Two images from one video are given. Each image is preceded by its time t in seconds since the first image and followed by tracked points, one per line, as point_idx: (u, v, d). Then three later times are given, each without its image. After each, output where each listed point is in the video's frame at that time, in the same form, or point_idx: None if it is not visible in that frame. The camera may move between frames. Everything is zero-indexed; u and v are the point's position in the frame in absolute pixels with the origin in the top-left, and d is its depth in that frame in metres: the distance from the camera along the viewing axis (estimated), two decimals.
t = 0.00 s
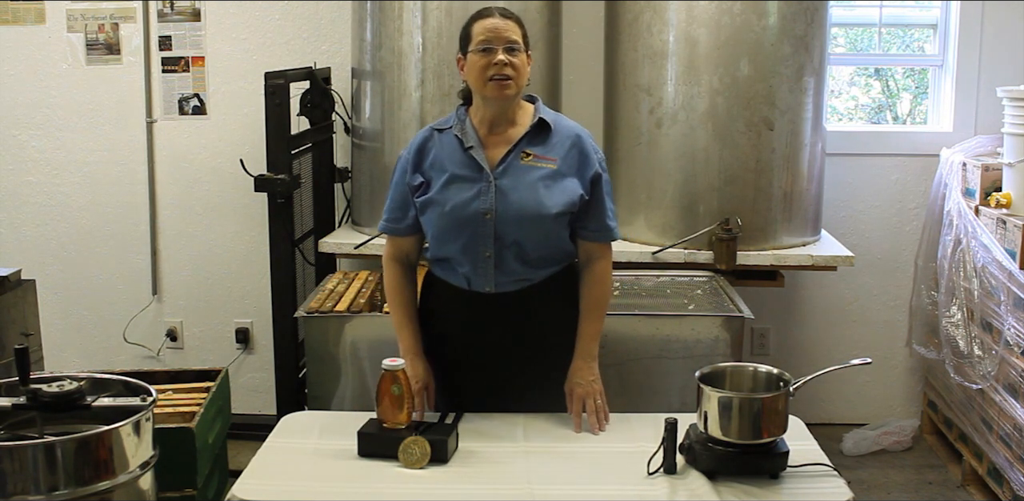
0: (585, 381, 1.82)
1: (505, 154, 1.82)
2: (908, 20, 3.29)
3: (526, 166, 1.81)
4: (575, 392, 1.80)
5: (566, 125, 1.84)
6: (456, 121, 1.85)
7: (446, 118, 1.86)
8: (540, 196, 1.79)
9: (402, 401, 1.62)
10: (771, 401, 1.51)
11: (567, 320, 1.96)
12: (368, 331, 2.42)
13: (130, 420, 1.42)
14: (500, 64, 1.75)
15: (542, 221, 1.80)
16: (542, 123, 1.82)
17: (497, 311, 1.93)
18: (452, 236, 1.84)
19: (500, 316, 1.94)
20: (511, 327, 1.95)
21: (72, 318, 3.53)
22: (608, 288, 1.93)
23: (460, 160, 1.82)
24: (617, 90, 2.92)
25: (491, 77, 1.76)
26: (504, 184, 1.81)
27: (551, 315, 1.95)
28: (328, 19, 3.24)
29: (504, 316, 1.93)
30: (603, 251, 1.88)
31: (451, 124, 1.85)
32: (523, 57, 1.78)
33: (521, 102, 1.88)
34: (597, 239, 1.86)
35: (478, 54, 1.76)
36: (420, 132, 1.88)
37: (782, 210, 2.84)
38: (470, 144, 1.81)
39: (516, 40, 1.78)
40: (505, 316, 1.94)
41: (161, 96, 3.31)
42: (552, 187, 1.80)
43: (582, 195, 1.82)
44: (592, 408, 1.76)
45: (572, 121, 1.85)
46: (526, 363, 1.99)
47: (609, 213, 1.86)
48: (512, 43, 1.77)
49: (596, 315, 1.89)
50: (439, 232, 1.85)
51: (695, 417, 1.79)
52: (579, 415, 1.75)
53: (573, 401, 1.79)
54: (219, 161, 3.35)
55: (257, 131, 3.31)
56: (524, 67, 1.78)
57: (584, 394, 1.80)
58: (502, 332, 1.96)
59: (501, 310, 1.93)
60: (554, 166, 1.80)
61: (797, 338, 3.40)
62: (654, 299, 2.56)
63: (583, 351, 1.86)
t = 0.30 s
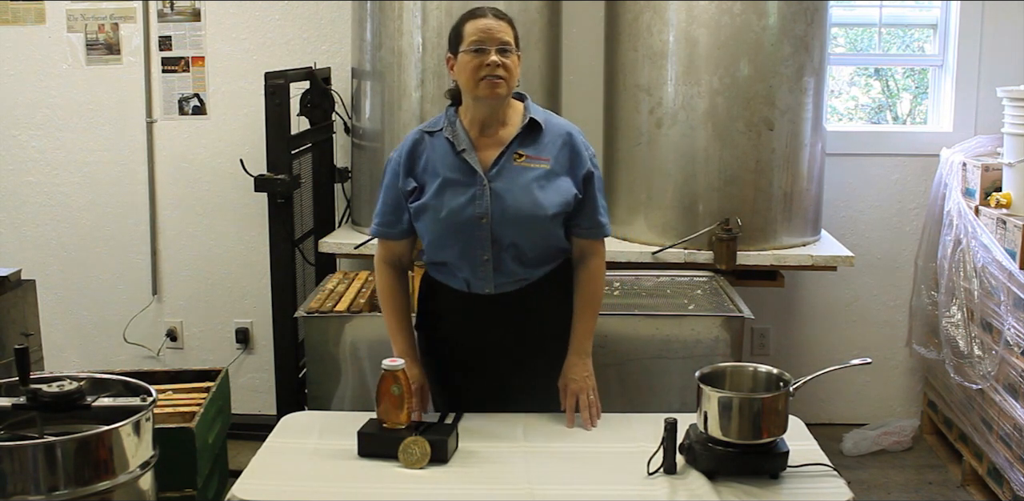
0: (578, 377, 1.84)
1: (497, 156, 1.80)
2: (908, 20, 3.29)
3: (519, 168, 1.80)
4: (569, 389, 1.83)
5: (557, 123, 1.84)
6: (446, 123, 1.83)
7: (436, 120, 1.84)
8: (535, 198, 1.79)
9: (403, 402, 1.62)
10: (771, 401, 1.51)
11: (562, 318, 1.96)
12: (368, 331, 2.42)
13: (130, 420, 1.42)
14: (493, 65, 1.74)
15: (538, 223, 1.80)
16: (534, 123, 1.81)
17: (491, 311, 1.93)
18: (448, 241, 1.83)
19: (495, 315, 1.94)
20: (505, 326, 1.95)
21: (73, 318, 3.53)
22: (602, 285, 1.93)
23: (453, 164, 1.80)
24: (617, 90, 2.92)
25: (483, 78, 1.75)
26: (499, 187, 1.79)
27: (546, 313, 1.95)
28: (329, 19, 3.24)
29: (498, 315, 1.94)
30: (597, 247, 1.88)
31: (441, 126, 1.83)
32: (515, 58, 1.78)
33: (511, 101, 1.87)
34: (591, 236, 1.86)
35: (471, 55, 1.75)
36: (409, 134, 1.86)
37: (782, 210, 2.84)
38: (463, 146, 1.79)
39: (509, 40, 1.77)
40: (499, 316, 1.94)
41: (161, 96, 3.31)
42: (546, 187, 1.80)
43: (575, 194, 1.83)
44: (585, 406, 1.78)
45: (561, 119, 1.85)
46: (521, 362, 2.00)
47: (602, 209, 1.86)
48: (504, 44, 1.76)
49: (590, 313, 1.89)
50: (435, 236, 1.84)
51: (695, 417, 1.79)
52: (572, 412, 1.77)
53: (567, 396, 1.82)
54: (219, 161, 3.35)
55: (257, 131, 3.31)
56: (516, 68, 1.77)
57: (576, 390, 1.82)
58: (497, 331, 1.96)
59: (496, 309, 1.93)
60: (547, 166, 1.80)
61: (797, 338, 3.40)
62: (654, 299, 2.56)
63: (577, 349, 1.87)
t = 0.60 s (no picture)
0: (588, 373, 1.83)
1: (501, 155, 1.80)
2: (908, 20, 3.29)
3: (523, 166, 1.80)
4: (578, 385, 1.83)
5: (559, 120, 1.83)
6: (448, 126, 1.83)
7: (438, 124, 1.84)
8: (539, 195, 1.78)
9: (404, 402, 1.62)
10: (771, 401, 1.51)
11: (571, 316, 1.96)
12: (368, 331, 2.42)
13: (130, 420, 1.42)
14: (488, 67, 1.73)
15: (542, 220, 1.79)
16: (535, 121, 1.81)
17: (500, 309, 1.93)
18: (455, 240, 1.83)
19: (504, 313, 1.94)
20: (514, 325, 1.95)
21: (73, 318, 3.53)
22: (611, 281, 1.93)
23: (457, 166, 1.80)
24: (617, 90, 2.92)
25: (480, 82, 1.74)
26: (502, 186, 1.79)
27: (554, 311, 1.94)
28: (329, 19, 3.24)
29: (507, 313, 1.94)
30: (605, 245, 1.88)
31: (443, 130, 1.83)
32: (510, 58, 1.76)
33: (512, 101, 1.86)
34: (598, 232, 1.86)
35: (466, 59, 1.74)
36: (413, 140, 1.86)
37: (782, 210, 2.84)
38: (466, 149, 1.79)
39: (502, 41, 1.76)
40: (508, 314, 1.94)
41: (161, 96, 3.31)
42: (550, 184, 1.79)
43: (580, 190, 1.82)
44: (595, 403, 1.77)
45: (563, 116, 1.84)
46: (530, 361, 1.99)
47: (609, 205, 1.85)
48: (498, 45, 1.75)
49: (600, 309, 1.88)
50: (441, 238, 1.84)
51: (695, 417, 1.79)
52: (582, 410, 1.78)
53: (576, 393, 1.82)
54: (219, 161, 3.35)
55: (257, 131, 3.31)
56: (511, 68, 1.76)
57: (587, 387, 1.81)
58: (505, 330, 1.96)
59: (505, 308, 1.93)
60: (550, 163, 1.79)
61: (797, 338, 3.40)
62: (654, 299, 2.56)
63: (586, 345, 1.86)
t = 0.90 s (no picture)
0: (599, 377, 1.82)
1: (511, 152, 1.81)
2: (908, 20, 3.29)
3: (532, 164, 1.80)
4: (588, 389, 1.81)
5: (571, 121, 1.84)
6: (460, 124, 1.84)
7: (451, 123, 1.86)
8: (548, 192, 1.79)
9: (404, 401, 1.62)
10: (771, 401, 1.51)
11: (580, 318, 1.96)
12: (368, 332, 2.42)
13: (130, 420, 1.42)
14: (498, 65, 1.75)
15: (551, 217, 1.79)
16: (547, 120, 1.82)
17: (510, 310, 1.93)
18: (462, 236, 1.83)
19: (512, 313, 1.93)
20: (522, 326, 1.95)
21: (72, 318, 3.53)
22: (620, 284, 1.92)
23: (467, 162, 1.82)
24: (617, 90, 2.92)
25: (490, 79, 1.75)
26: (512, 183, 1.80)
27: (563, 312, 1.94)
28: (329, 19, 3.24)
29: (516, 314, 1.93)
30: (614, 246, 1.88)
31: (455, 128, 1.85)
32: (521, 56, 1.78)
33: (525, 101, 1.88)
34: (608, 233, 1.85)
35: (477, 55, 1.76)
36: (426, 138, 1.88)
37: (782, 210, 2.84)
38: (476, 145, 1.81)
39: (514, 39, 1.77)
40: (517, 315, 1.93)
41: (161, 96, 3.31)
42: (560, 182, 1.80)
43: (590, 190, 1.82)
44: (606, 406, 1.76)
45: (575, 117, 1.85)
46: (538, 362, 1.99)
47: (619, 207, 1.84)
48: (509, 43, 1.76)
49: (609, 313, 1.88)
50: (450, 234, 1.84)
51: (695, 417, 1.79)
52: (593, 413, 1.76)
53: (587, 397, 1.79)
54: (219, 161, 3.35)
55: (257, 132, 3.31)
56: (523, 66, 1.77)
57: (598, 391, 1.79)
58: (514, 331, 1.95)
59: (514, 309, 1.93)
60: (560, 162, 1.80)
61: (797, 338, 3.40)
62: (654, 299, 2.56)
63: (596, 348, 1.85)
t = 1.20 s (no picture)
0: (602, 380, 1.82)
1: (523, 152, 1.81)
2: (908, 20, 3.29)
3: (544, 164, 1.80)
4: (590, 392, 1.81)
5: (584, 125, 1.84)
6: (473, 122, 1.85)
7: (464, 120, 1.86)
8: (559, 193, 1.78)
9: (404, 401, 1.62)
10: (770, 401, 1.51)
11: (585, 319, 1.96)
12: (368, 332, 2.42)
13: (130, 420, 1.42)
14: (515, 66, 1.74)
15: (560, 217, 1.79)
16: (561, 121, 1.82)
17: (515, 310, 1.93)
18: (470, 232, 1.83)
19: (517, 313, 1.93)
20: (527, 326, 1.94)
21: (72, 318, 3.53)
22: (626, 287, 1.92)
23: (479, 159, 1.81)
24: (617, 90, 2.91)
25: (506, 79, 1.75)
26: (523, 182, 1.80)
27: (568, 313, 1.94)
28: (329, 19, 3.24)
29: (521, 314, 1.93)
30: (621, 250, 1.87)
31: (468, 125, 1.84)
32: (539, 59, 1.77)
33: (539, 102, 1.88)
34: (616, 237, 1.85)
35: (495, 55, 1.75)
36: (438, 134, 1.88)
37: (782, 210, 2.84)
38: (488, 143, 1.81)
39: (533, 42, 1.76)
40: (522, 315, 1.93)
41: (161, 97, 3.31)
42: (571, 184, 1.79)
43: (601, 193, 1.81)
44: (607, 408, 1.76)
45: (589, 121, 1.85)
46: (540, 362, 1.99)
47: (629, 211, 1.84)
48: (528, 45, 1.75)
49: (614, 315, 1.87)
50: (458, 230, 1.83)
51: (695, 418, 1.79)
52: (594, 415, 1.76)
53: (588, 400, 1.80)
54: (219, 161, 3.35)
55: (257, 132, 3.31)
56: (540, 69, 1.77)
57: (600, 394, 1.79)
58: (518, 331, 1.95)
59: (519, 309, 1.92)
60: (572, 164, 1.80)
61: (797, 338, 3.40)
62: (653, 299, 2.56)
63: (599, 351, 1.85)
